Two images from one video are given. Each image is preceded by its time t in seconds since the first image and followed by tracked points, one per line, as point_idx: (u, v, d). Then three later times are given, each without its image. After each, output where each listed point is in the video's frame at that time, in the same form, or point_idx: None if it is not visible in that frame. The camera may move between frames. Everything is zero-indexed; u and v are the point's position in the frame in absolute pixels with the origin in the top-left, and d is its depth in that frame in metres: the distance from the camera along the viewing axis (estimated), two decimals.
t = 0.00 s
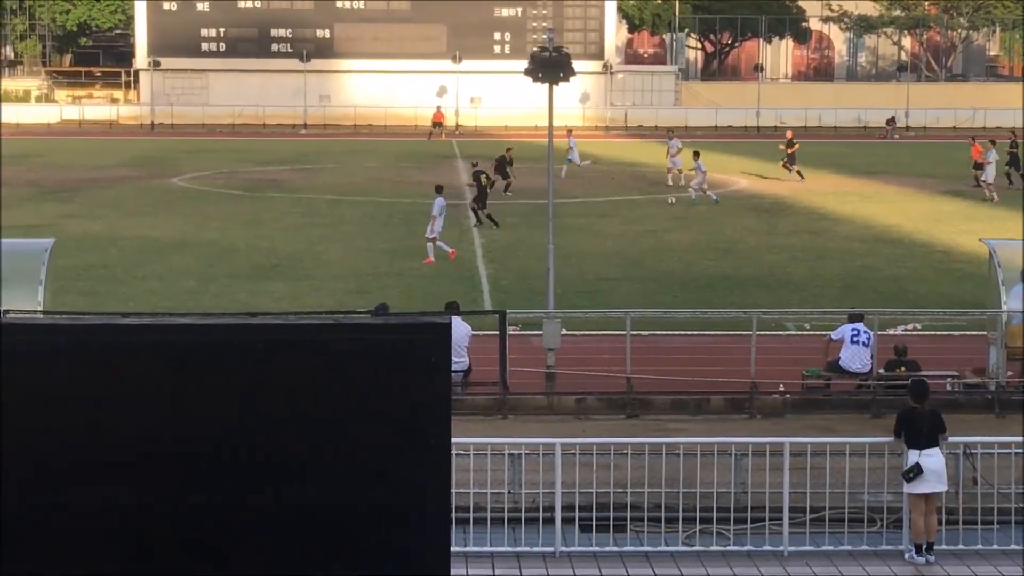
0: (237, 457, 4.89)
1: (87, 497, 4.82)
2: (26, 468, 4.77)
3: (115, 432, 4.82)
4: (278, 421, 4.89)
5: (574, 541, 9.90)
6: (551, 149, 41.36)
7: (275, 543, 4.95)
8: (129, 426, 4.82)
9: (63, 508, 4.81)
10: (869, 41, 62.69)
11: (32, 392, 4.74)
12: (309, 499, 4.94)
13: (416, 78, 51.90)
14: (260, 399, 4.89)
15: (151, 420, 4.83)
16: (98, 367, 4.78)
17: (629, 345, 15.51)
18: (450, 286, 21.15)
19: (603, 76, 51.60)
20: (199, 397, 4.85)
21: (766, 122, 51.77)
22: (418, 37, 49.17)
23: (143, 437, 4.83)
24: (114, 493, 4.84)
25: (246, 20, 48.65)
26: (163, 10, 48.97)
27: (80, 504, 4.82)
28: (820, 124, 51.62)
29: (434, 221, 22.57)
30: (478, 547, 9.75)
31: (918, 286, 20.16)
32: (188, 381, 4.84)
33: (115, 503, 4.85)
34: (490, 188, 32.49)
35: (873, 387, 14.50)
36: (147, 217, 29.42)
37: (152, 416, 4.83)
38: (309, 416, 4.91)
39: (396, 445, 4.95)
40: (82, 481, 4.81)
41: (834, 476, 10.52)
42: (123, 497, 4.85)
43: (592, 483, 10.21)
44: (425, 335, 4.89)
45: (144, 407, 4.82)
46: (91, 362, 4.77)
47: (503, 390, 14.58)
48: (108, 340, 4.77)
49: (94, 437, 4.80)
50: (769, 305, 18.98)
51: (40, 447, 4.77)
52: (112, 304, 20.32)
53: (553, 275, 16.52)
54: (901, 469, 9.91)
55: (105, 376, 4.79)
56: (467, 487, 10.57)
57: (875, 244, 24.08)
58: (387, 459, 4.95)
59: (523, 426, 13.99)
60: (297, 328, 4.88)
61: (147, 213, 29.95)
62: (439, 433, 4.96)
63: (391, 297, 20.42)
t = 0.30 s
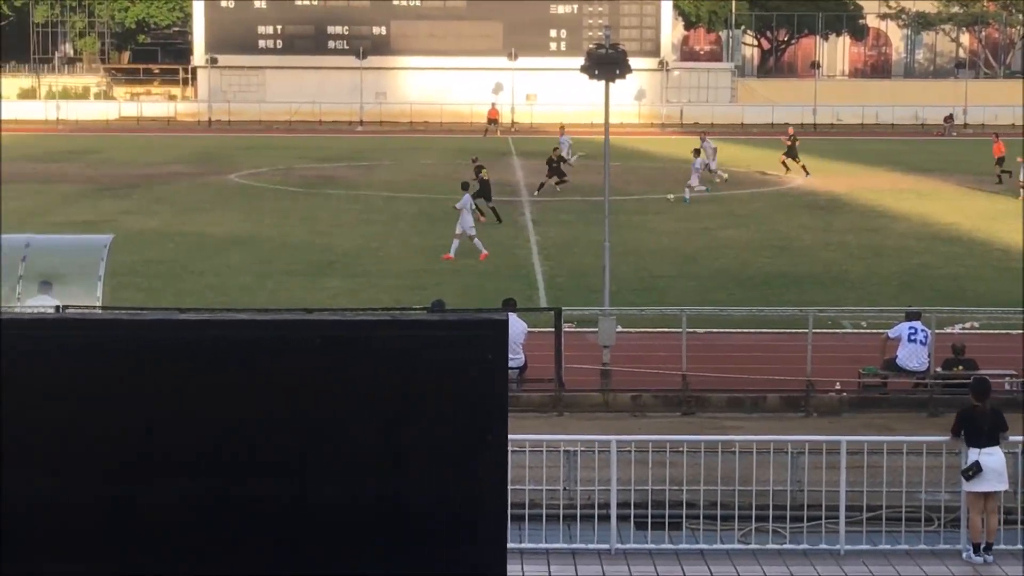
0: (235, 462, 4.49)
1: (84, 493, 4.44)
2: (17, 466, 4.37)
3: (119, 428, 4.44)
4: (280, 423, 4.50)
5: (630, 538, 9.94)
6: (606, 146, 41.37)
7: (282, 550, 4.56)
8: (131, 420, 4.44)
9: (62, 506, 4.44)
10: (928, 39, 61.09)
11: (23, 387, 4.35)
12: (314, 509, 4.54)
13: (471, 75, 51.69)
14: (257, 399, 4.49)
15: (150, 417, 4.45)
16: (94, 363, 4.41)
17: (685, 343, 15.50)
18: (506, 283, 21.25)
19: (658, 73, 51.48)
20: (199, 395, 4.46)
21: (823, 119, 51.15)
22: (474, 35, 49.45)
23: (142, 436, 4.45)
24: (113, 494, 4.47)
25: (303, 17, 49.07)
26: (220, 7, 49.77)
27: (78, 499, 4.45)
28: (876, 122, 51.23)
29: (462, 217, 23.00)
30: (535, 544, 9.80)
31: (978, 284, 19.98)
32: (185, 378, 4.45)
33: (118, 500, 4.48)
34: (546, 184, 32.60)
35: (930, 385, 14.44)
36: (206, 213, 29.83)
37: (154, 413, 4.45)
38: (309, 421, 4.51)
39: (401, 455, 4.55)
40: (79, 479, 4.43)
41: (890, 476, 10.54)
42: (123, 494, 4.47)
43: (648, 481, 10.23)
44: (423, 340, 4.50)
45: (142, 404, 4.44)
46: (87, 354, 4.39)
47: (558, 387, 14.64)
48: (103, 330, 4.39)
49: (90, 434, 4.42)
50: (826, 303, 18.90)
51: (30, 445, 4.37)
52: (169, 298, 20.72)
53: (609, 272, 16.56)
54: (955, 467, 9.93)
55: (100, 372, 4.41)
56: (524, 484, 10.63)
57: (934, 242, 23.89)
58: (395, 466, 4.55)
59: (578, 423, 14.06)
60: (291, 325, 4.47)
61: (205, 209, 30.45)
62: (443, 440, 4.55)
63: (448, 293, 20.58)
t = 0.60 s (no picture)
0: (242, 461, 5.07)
1: (83, 495, 5.01)
2: (21, 466, 4.94)
3: (105, 438, 4.99)
4: (280, 424, 5.06)
5: (697, 536, 10.00)
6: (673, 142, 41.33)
7: (278, 547, 5.15)
8: (113, 433, 5.00)
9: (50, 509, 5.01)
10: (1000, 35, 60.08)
11: (34, 386, 4.91)
12: (318, 501, 5.11)
13: (538, 70, 51.37)
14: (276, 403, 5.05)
15: (155, 416, 5.01)
16: (95, 370, 4.95)
17: (752, 342, 15.54)
18: (573, 280, 21.41)
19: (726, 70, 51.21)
20: (199, 398, 5.02)
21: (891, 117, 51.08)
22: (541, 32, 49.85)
23: (148, 434, 5.01)
24: (107, 493, 5.03)
25: (370, 15, 50.12)
26: (288, 4, 50.72)
27: (78, 501, 5.02)
28: (946, 119, 50.43)
29: (507, 212, 23.11)
30: (602, 540, 9.92)
31: None
32: (187, 384, 5.01)
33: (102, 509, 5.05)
34: (612, 181, 32.70)
35: (999, 384, 14.33)
36: (275, 210, 30.30)
37: (150, 419, 5.01)
38: (329, 421, 5.06)
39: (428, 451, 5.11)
40: (75, 480, 5.00)
41: (960, 475, 10.49)
42: (114, 496, 5.04)
43: (714, 478, 10.28)
44: (471, 338, 5.04)
45: (139, 409, 5.00)
46: (97, 358, 4.95)
47: (624, 384, 14.73)
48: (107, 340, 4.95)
49: (93, 432, 4.98)
50: (896, 301, 18.81)
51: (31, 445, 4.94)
52: (238, 294, 21.08)
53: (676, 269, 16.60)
54: None
55: (101, 377, 4.96)
56: (589, 481, 10.74)
57: (1006, 240, 23.62)
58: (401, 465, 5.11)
59: (644, 421, 14.16)
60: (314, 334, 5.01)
61: (273, 205, 30.87)
62: (483, 437, 5.11)
63: (514, 290, 20.77)
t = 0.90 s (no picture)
0: (257, 458, 4.56)
1: (67, 492, 4.56)
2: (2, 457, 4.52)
3: (129, 431, 4.54)
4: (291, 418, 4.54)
5: (780, 536, 10.05)
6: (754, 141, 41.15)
7: (278, 550, 4.63)
8: (143, 420, 4.53)
9: (63, 496, 4.57)
10: None
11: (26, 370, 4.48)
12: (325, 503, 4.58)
13: (620, 69, 51.06)
14: (314, 400, 4.53)
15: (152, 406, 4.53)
16: (93, 354, 4.50)
17: (834, 340, 15.62)
18: (654, 279, 21.48)
19: (807, 67, 50.75)
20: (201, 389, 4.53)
21: (975, 115, 49.47)
22: (621, 31, 49.78)
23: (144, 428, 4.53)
24: (150, 485, 4.57)
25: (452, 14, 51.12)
26: (371, 4, 52.10)
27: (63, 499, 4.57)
28: None
29: (569, 213, 23.15)
30: (684, 540, 10.00)
31: None
32: (215, 382, 4.52)
33: (124, 500, 4.59)
34: (693, 180, 32.66)
35: None
36: (358, 208, 30.72)
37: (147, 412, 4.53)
38: (365, 421, 4.54)
39: (455, 450, 4.57)
40: (62, 477, 4.55)
41: None
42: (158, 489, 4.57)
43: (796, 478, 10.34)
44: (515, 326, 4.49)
45: (157, 405, 4.53)
46: (93, 342, 4.50)
47: (706, 382, 14.77)
48: (128, 329, 4.49)
49: (84, 421, 4.52)
50: (982, 301, 18.60)
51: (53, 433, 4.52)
52: (322, 293, 21.42)
53: (759, 266, 16.53)
54: None
55: (129, 369, 4.51)
56: (671, 480, 10.82)
57: None
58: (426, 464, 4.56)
59: (725, 421, 14.24)
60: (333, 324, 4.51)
61: (354, 204, 31.32)
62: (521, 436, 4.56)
63: (595, 289, 20.86)
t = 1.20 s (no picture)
0: (259, 457, 5.70)
1: (94, 484, 5.82)
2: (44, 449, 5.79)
3: (128, 431, 5.74)
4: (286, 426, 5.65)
5: (867, 537, 10.08)
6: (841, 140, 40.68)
7: (278, 546, 5.81)
8: (140, 423, 5.73)
9: (66, 491, 5.84)
10: None
11: (65, 381, 5.70)
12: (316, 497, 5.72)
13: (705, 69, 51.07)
14: (308, 407, 5.64)
15: (167, 411, 5.70)
16: (118, 371, 5.70)
17: (922, 342, 15.39)
18: (738, 279, 21.51)
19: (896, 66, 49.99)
20: (208, 395, 5.67)
21: None
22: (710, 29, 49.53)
23: (153, 430, 5.72)
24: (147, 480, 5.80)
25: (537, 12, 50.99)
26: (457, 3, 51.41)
27: (91, 488, 5.83)
28: None
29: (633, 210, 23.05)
30: (771, 541, 10.06)
31: None
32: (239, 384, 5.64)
33: (123, 494, 5.82)
34: (778, 180, 32.44)
35: None
36: (442, 207, 31.06)
37: (165, 417, 5.71)
38: (353, 431, 5.63)
39: (453, 455, 5.62)
40: (92, 471, 5.80)
41: None
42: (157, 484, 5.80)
43: (883, 480, 10.36)
44: (486, 346, 5.53)
45: (162, 413, 5.71)
46: (115, 360, 5.69)
47: (792, 383, 14.75)
48: (164, 330, 5.66)
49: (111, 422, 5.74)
50: None
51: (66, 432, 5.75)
52: (408, 291, 21.77)
53: (844, 268, 16.47)
54: None
55: (141, 377, 5.69)
56: (758, 480, 10.89)
57: None
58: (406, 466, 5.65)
59: (812, 421, 14.19)
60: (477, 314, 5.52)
61: (438, 203, 31.67)
62: (503, 440, 5.59)
63: (678, 288, 20.93)
